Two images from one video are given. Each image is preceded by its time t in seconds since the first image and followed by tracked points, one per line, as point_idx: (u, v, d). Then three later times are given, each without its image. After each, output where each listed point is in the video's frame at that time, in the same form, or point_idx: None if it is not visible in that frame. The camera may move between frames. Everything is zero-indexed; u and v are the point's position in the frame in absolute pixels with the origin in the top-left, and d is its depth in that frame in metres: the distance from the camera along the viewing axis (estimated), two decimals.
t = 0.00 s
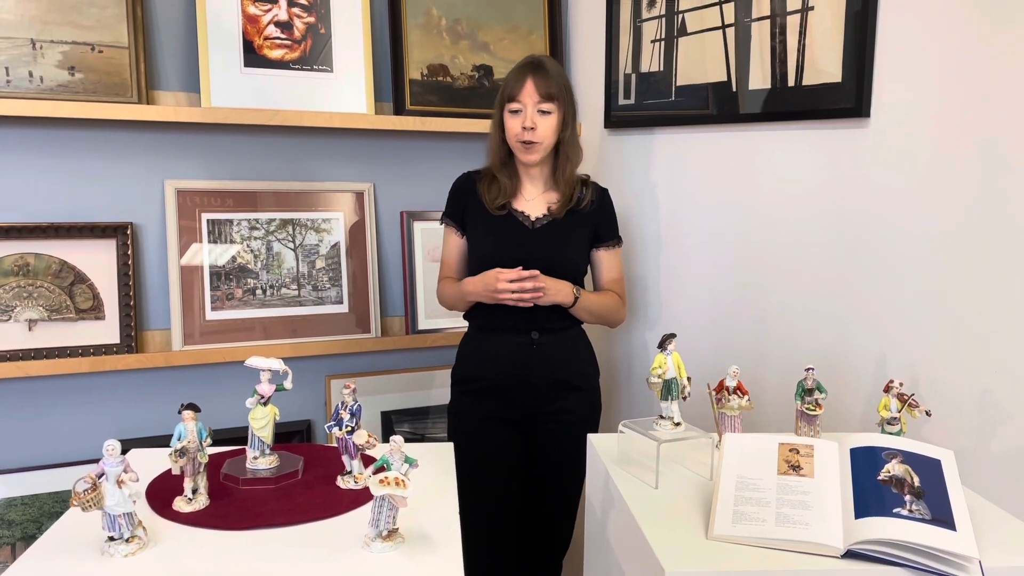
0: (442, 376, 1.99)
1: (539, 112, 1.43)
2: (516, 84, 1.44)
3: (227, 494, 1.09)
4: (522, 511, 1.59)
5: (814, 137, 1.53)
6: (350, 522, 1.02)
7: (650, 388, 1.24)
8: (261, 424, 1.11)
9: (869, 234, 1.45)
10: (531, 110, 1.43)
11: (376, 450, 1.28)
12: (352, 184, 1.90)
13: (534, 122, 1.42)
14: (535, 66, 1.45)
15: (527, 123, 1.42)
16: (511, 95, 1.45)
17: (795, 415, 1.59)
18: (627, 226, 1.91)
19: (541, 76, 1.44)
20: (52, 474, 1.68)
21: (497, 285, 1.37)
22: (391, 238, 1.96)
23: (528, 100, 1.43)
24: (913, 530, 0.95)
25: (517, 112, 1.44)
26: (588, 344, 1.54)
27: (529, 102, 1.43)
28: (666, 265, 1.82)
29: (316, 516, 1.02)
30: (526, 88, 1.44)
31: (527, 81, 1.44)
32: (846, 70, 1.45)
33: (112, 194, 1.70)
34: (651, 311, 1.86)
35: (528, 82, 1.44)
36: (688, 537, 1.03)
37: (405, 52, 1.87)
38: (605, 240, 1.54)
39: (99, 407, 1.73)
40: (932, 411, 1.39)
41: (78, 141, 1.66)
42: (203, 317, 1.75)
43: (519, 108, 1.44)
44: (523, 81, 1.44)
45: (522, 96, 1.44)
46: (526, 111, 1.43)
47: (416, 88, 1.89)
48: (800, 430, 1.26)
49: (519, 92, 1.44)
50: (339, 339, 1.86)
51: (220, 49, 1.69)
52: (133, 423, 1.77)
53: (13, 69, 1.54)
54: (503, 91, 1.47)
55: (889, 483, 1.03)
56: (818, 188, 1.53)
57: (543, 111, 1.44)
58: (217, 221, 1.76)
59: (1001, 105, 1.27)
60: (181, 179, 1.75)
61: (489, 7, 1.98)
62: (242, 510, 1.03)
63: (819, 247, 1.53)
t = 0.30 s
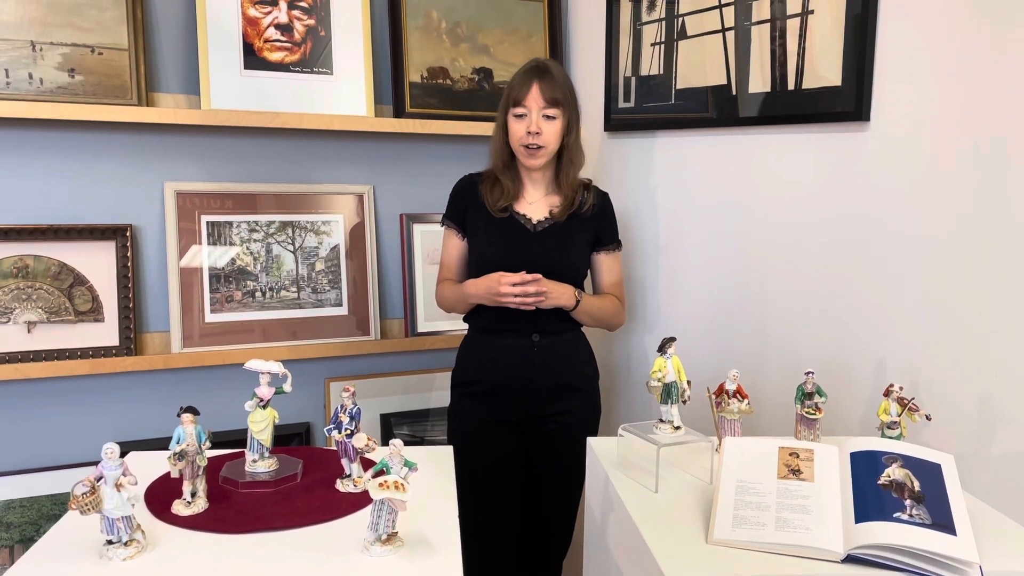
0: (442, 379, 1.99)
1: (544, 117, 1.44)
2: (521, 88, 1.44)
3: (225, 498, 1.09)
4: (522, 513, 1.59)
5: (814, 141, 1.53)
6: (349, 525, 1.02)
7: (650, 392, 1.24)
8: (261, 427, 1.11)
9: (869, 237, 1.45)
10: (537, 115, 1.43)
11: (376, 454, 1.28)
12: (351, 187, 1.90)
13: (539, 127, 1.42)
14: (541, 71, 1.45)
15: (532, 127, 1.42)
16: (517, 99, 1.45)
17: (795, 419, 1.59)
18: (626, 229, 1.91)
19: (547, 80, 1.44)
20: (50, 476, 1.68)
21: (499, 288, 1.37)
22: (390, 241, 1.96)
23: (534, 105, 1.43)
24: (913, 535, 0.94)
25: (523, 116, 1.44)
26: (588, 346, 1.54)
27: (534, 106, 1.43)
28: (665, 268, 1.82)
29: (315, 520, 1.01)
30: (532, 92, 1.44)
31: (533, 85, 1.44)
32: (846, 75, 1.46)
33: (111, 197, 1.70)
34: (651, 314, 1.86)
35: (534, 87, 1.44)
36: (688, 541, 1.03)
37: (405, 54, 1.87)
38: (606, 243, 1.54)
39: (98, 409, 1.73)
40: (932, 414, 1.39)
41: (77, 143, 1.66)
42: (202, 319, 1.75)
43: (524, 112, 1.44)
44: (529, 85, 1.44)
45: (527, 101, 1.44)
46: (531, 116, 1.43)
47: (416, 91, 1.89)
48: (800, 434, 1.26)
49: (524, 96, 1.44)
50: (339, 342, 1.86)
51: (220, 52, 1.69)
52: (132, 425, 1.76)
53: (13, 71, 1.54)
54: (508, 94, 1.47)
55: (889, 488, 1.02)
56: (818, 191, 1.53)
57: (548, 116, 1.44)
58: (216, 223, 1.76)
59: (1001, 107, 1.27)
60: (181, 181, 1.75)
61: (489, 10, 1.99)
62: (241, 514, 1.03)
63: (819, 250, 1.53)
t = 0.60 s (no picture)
0: (441, 383, 1.99)
1: (548, 121, 1.43)
2: (526, 92, 1.44)
3: (225, 504, 1.08)
4: (521, 516, 1.59)
5: (814, 147, 1.53)
6: (349, 532, 1.02)
7: (650, 399, 1.24)
8: (261, 433, 1.11)
9: (870, 243, 1.45)
10: (541, 119, 1.43)
11: (375, 460, 1.28)
12: (352, 191, 1.90)
13: (543, 131, 1.42)
14: (546, 76, 1.45)
15: (536, 132, 1.42)
16: (521, 103, 1.44)
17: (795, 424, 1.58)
18: (626, 233, 1.91)
19: (551, 86, 1.44)
20: (50, 481, 1.67)
21: (499, 292, 1.37)
22: (390, 245, 1.96)
23: (538, 109, 1.43)
24: (914, 543, 0.94)
25: (526, 120, 1.44)
26: (587, 352, 1.54)
27: (538, 111, 1.43)
28: (665, 273, 1.82)
29: (316, 527, 1.01)
30: (536, 97, 1.44)
31: (537, 90, 1.44)
32: (846, 81, 1.46)
33: (111, 201, 1.70)
34: (651, 319, 1.86)
35: (539, 91, 1.44)
36: (689, 549, 1.03)
37: (405, 58, 1.87)
38: (606, 249, 1.54)
39: (97, 413, 1.73)
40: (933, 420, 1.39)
41: (78, 147, 1.66)
42: (202, 323, 1.74)
43: (528, 117, 1.44)
44: (534, 90, 1.44)
45: (532, 105, 1.44)
46: (535, 120, 1.43)
47: (416, 96, 1.89)
48: (800, 441, 1.26)
49: (528, 100, 1.44)
50: (338, 346, 1.86)
51: (220, 56, 1.69)
52: (131, 430, 1.76)
53: (13, 75, 1.54)
54: (512, 98, 1.47)
55: (890, 496, 1.03)
56: (818, 197, 1.53)
57: (552, 121, 1.44)
58: (216, 227, 1.76)
59: (999, 112, 1.28)
60: (181, 185, 1.75)
61: (489, 14, 1.99)
62: (241, 520, 1.03)
63: (819, 256, 1.53)
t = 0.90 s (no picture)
0: (440, 385, 1.99)
1: (548, 124, 1.44)
2: (526, 94, 1.44)
3: (224, 507, 1.08)
4: (521, 518, 1.58)
5: (814, 149, 1.53)
6: (348, 535, 1.01)
7: (650, 401, 1.24)
8: (260, 435, 1.10)
9: (870, 246, 1.45)
10: (541, 122, 1.43)
11: (375, 463, 1.28)
12: (351, 193, 1.90)
13: (543, 134, 1.42)
14: (547, 78, 1.45)
15: (536, 134, 1.42)
16: (522, 105, 1.44)
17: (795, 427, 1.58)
18: (626, 236, 1.91)
19: (552, 88, 1.44)
20: (48, 483, 1.67)
21: (498, 290, 1.37)
22: (390, 247, 1.96)
23: (539, 112, 1.43)
24: (915, 547, 0.94)
25: (526, 122, 1.44)
26: (586, 354, 1.53)
27: (539, 113, 1.43)
28: (664, 275, 1.82)
29: (314, 530, 1.01)
30: (537, 99, 1.44)
31: (537, 92, 1.44)
32: (846, 83, 1.46)
33: (111, 203, 1.70)
34: (651, 321, 1.86)
35: (540, 93, 1.44)
36: (689, 552, 1.02)
37: (405, 61, 1.88)
38: (604, 251, 1.54)
39: (96, 416, 1.72)
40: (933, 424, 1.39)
41: (77, 149, 1.66)
42: (201, 325, 1.74)
43: (529, 119, 1.44)
44: (535, 92, 1.43)
45: (532, 107, 1.43)
46: (535, 122, 1.43)
47: (416, 98, 1.89)
48: (801, 443, 1.25)
49: (528, 102, 1.44)
50: (338, 349, 1.85)
51: (221, 58, 1.69)
52: (130, 432, 1.76)
53: (12, 77, 1.54)
54: (511, 99, 1.46)
55: (890, 499, 1.02)
56: (818, 199, 1.53)
57: (552, 123, 1.44)
58: (216, 229, 1.76)
59: (999, 116, 1.27)
60: (181, 187, 1.75)
61: (490, 17, 1.99)
62: (240, 523, 1.02)
63: (819, 258, 1.53)
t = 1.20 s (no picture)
0: (438, 388, 1.99)
1: (544, 126, 1.44)
2: (522, 95, 1.44)
3: (221, 511, 1.08)
4: (518, 522, 1.58)
5: (812, 152, 1.53)
6: (344, 539, 1.01)
7: (648, 405, 1.24)
8: (257, 439, 1.10)
9: (868, 248, 1.45)
10: (537, 124, 1.43)
11: (373, 466, 1.28)
12: (351, 196, 1.90)
13: (539, 136, 1.43)
14: (542, 80, 1.45)
15: (533, 137, 1.42)
16: (517, 107, 1.44)
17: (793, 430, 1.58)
18: (624, 237, 1.93)
19: (547, 90, 1.44)
20: (48, 486, 1.67)
21: (489, 301, 1.37)
22: (389, 250, 1.96)
23: (535, 114, 1.44)
24: (912, 550, 0.94)
25: (522, 124, 1.44)
26: (584, 357, 1.53)
27: (535, 115, 1.43)
28: (662, 277, 1.83)
29: (311, 533, 1.01)
30: (533, 102, 1.44)
31: (534, 94, 1.44)
32: (844, 86, 1.46)
33: (110, 205, 1.70)
34: (649, 325, 1.87)
35: (536, 96, 1.44)
36: (686, 556, 1.02)
37: (404, 63, 1.88)
38: (600, 252, 1.53)
39: (95, 418, 1.73)
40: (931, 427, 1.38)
41: (76, 152, 1.67)
42: (200, 328, 1.74)
43: (525, 121, 1.44)
44: (531, 94, 1.44)
45: (528, 109, 1.44)
46: (532, 124, 1.43)
47: (415, 101, 1.90)
48: (798, 446, 1.25)
49: (524, 105, 1.44)
50: (336, 351, 1.85)
51: (219, 61, 1.70)
52: (129, 434, 1.76)
53: (12, 80, 1.54)
54: (506, 102, 1.46)
55: (887, 502, 1.02)
56: (816, 202, 1.53)
57: (548, 125, 1.44)
58: (215, 232, 1.76)
59: (999, 118, 1.25)
60: (180, 190, 1.75)
61: (489, 20, 1.99)
62: (237, 527, 1.03)
63: (817, 261, 1.53)
